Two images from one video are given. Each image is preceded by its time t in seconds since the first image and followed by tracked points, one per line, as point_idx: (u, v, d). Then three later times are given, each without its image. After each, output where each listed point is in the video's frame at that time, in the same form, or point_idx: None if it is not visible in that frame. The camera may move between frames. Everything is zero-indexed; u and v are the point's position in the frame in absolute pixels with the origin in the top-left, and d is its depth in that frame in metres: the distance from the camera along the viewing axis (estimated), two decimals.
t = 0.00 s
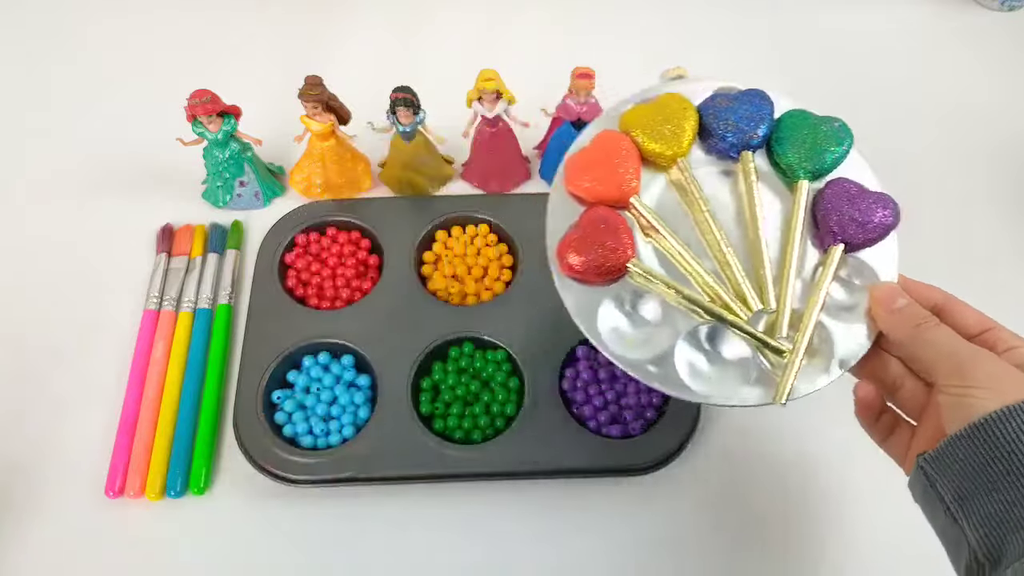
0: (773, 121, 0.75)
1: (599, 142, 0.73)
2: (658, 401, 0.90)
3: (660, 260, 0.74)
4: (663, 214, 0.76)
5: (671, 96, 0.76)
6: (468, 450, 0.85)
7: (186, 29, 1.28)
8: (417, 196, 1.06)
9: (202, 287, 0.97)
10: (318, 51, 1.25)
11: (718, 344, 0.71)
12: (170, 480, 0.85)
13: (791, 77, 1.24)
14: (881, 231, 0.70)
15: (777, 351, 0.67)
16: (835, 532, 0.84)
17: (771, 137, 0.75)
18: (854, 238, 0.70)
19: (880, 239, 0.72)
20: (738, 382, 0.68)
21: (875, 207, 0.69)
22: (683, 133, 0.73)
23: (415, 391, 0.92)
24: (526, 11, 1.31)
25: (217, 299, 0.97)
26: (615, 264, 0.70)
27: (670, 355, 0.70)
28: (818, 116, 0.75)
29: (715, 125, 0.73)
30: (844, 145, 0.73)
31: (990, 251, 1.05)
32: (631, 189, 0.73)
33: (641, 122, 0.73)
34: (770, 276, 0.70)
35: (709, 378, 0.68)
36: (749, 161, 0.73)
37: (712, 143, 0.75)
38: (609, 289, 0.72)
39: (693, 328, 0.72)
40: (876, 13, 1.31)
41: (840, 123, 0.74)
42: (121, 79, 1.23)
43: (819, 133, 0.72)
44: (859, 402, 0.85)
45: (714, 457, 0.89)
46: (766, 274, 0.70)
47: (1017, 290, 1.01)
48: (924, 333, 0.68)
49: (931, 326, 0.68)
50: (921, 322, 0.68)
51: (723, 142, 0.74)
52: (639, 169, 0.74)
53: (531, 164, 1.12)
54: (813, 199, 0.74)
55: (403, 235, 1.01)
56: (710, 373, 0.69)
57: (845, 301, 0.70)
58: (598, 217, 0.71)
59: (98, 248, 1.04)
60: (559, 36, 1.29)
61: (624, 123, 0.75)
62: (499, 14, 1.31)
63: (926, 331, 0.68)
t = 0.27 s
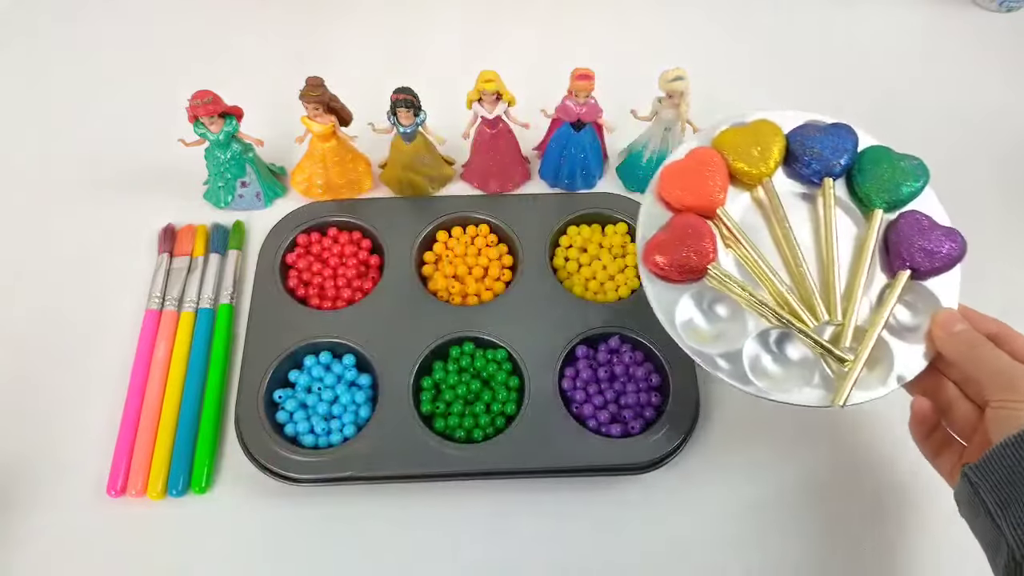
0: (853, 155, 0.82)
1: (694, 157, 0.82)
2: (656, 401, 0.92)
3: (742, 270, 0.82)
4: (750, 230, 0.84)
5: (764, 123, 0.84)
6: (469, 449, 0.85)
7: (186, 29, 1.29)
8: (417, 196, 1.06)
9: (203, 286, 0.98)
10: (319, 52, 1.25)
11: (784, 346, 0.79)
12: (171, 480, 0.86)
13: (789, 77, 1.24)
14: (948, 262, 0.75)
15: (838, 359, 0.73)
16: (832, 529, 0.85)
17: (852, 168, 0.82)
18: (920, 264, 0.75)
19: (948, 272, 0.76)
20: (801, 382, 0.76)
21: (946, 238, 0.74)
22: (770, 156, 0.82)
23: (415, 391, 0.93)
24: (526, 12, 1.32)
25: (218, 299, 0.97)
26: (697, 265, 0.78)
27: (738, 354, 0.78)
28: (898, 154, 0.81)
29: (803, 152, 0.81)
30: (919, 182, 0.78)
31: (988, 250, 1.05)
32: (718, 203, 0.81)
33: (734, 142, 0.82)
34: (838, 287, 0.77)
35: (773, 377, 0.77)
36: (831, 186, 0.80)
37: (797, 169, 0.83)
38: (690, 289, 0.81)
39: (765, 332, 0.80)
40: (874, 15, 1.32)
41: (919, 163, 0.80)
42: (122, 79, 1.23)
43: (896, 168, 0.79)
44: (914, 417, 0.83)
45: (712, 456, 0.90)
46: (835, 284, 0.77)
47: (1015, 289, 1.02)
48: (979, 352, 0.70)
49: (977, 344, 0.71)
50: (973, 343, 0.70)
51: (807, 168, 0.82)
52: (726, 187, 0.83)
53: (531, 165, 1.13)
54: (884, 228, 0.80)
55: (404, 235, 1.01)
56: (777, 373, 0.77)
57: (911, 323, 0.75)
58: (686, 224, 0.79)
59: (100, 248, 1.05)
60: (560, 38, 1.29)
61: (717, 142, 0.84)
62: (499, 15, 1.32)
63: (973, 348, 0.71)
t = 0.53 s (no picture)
0: (888, 191, 0.95)
1: (738, 185, 0.95)
2: (656, 400, 0.92)
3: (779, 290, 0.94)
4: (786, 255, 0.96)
5: (802, 159, 0.98)
6: (469, 449, 0.85)
7: (186, 29, 1.29)
8: (417, 197, 1.07)
9: (204, 286, 0.98)
10: (319, 53, 1.25)
11: (816, 358, 0.89)
12: (172, 479, 0.86)
13: (788, 77, 1.24)
14: (973, 290, 0.87)
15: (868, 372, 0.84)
16: (832, 530, 0.85)
17: (886, 202, 0.95)
18: (948, 290, 0.87)
19: (972, 297, 0.88)
20: (833, 392, 0.86)
21: (968, 266, 0.87)
22: (807, 187, 0.95)
23: (415, 391, 0.93)
24: (526, 12, 1.32)
25: (219, 299, 0.98)
26: (739, 281, 0.89)
27: (774, 366, 0.88)
28: (933, 193, 0.94)
29: (842, 185, 0.95)
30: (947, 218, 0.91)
31: (988, 249, 1.05)
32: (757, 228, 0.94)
33: (776, 173, 0.96)
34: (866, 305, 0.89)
35: (805, 388, 0.87)
36: (863, 219, 0.94)
37: (835, 202, 0.97)
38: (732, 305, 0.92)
39: (799, 348, 0.90)
40: (873, 15, 1.32)
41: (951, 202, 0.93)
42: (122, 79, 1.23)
43: (926, 204, 0.92)
44: (939, 432, 0.84)
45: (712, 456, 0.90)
46: (863, 301, 0.89)
47: (1015, 288, 1.02)
48: (1002, 371, 0.79)
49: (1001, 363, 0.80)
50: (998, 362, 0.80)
51: (844, 200, 0.96)
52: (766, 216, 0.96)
53: (531, 165, 1.13)
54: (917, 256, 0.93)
55: (404, 235, 1.01)
56: (809, 385, 0.88)
57: (935, 344, 0.87)
58: (730, 244, 0.91)
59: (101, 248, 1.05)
60: (561, 38, 1.29)
61: (760, 174, 0.97)
62: (499, 15, 1.32)
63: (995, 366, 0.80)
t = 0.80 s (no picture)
0: (901, 211, 0.98)
1: (756, 206, 0.97)
2: (657, 400, 0.92)
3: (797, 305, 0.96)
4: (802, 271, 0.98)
5: (818, 181, 1.01)
6: (469, 449, 0.85)
7: (186, 29, 1.29)
8: (417, 196, 1.07)
9: (204, 286, 0.98)
10: (319, 53, 1.25)
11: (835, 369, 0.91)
12: (171, 479, 0.86)
13: (788, 77, 1.25)
14: (986, 303, 0.89)
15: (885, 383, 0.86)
16: (832, 529, 0.85)
17: (900, 222, 0.98)
18: (961, 304, 0.90)
19: (984, 312, 0.90)
20: (851, 402, 0.87)
21: (980, 282, 0.90)
22: (823, 209, 0.98)
23: (415, 391, 0.93)
24: (526, 13, 1.33)
25: (219, 299, 0.98)
26: (759, 297, 0.92)
27: (792, 376, 0.90)
28: (943, 213, 0.97)
29: (858, 207, 0.98)
30: (959, 236, 0.94)
31: (988, 249, 1.05)
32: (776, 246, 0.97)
33: (793, 194, 0.99)
34: (882, 320, 0.91)
35: (823, 398, 0.89)
36: (878, 239, 0.97)
37: (850, 223, 1.00)
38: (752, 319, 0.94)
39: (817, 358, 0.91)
40: (872, 15, 1.32)
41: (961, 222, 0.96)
42: (121, 79, 1.23)
43: (939, 224, 0.95)
44: (956, 442, 0.84)
45: (711, 457, 0.90)
46: (880, 317, 0.92)
47: (1016, 287, 1.02)
48: (1015, 379, 0.81)
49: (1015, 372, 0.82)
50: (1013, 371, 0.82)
51: (859, 221, 0.99)
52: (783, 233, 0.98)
53: (531, 165, 1.13)
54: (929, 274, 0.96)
55: (404, 235, 1.01)
56: (827, 394, 0.89)
57: (951, 356, 0.89)
58: (750, 262, 0.93)
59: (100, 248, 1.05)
60: (560, 38, 1.30)
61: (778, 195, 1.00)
62: (499, 16, 1.32)
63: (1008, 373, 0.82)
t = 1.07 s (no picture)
0: (883, 226, 1.00)
1: (742, 224, 0.98)
2: (657, 400, 0.92)
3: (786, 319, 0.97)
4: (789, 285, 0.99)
5: (803, 200, 1.02)
6: (470, 449, 0.86)
7: (186, 30, 1.29)
8: (417, 197, 1.07)
9: (204, 286, 0.98)
10: (319, 53, 1.26)
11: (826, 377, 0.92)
12: (172, 479, 0.86)
13: (788, 77, 1.25)
14: (970, 310, 0.91)
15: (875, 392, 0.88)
16: (833, 529, 0.85)
17: (882, 238, 1.00)
18: (945, 312, 0.92)
19: (970, 319, 0.92)
20: (843, 409, 0.89)
21: (962, 290, 0.92)
22: (808, 225, 0.99)
23: (415, 390, 0.93)
24: (526, 13, 1.33)
25: (219, 299, 0.98)
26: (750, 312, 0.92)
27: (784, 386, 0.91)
28: (922, 226, 0.99)
29: (841, 223, 1.00)
30: (940, 247, 0.96)
31: (989, 249, 1.05)
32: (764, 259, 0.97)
33: (777, 213, 1.00)
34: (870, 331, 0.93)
35: (816, 406, 0.90)
36: (862, 255, 0.98)
37: (835, 239, 1.01)
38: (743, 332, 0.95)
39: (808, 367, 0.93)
40: (873, 15, 1.32)
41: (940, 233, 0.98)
42: (122, 79, 1.23)
43: (920, 236, 0.97)
44: (948, 445, 0.85)
45: (712, 456, 0.90)
46: (868, 329, 0.93)
47: (1016, 287, 1.02)
48: (1000, 383, 0.83)
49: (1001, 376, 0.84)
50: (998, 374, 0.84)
51: (844, 237, 1.00)
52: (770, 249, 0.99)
53: (531, 165, 1.13)
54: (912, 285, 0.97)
55: (404, 235, 1.01)
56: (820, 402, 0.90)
57: (937, 361, 0.91)
58: (740, 279, 0.94)
59: (101, 248, 1.05)
60: (560, 38, 1.30)
61: (764, 214, 1.01)
62: (499, 16, 1.32)
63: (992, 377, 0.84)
